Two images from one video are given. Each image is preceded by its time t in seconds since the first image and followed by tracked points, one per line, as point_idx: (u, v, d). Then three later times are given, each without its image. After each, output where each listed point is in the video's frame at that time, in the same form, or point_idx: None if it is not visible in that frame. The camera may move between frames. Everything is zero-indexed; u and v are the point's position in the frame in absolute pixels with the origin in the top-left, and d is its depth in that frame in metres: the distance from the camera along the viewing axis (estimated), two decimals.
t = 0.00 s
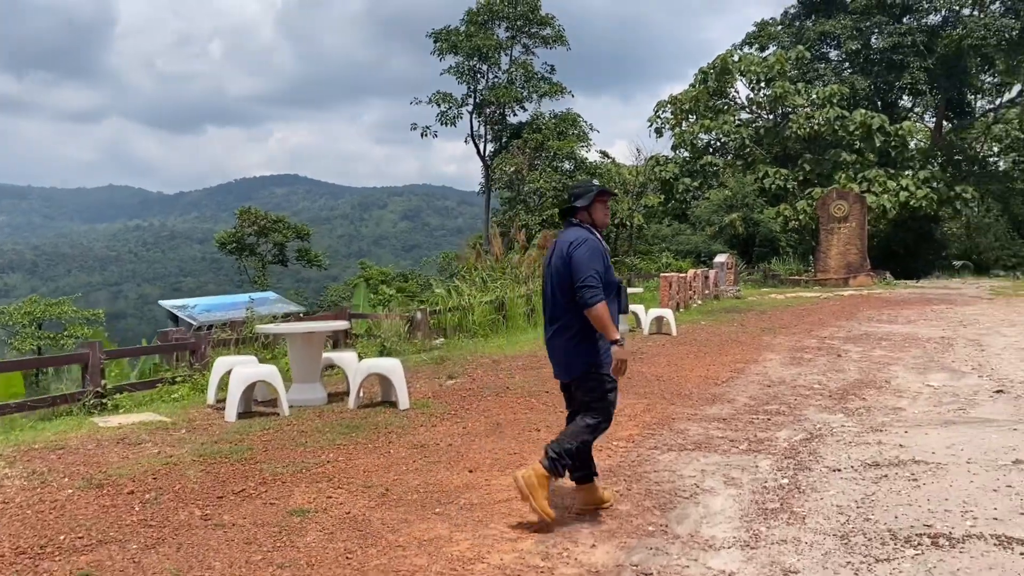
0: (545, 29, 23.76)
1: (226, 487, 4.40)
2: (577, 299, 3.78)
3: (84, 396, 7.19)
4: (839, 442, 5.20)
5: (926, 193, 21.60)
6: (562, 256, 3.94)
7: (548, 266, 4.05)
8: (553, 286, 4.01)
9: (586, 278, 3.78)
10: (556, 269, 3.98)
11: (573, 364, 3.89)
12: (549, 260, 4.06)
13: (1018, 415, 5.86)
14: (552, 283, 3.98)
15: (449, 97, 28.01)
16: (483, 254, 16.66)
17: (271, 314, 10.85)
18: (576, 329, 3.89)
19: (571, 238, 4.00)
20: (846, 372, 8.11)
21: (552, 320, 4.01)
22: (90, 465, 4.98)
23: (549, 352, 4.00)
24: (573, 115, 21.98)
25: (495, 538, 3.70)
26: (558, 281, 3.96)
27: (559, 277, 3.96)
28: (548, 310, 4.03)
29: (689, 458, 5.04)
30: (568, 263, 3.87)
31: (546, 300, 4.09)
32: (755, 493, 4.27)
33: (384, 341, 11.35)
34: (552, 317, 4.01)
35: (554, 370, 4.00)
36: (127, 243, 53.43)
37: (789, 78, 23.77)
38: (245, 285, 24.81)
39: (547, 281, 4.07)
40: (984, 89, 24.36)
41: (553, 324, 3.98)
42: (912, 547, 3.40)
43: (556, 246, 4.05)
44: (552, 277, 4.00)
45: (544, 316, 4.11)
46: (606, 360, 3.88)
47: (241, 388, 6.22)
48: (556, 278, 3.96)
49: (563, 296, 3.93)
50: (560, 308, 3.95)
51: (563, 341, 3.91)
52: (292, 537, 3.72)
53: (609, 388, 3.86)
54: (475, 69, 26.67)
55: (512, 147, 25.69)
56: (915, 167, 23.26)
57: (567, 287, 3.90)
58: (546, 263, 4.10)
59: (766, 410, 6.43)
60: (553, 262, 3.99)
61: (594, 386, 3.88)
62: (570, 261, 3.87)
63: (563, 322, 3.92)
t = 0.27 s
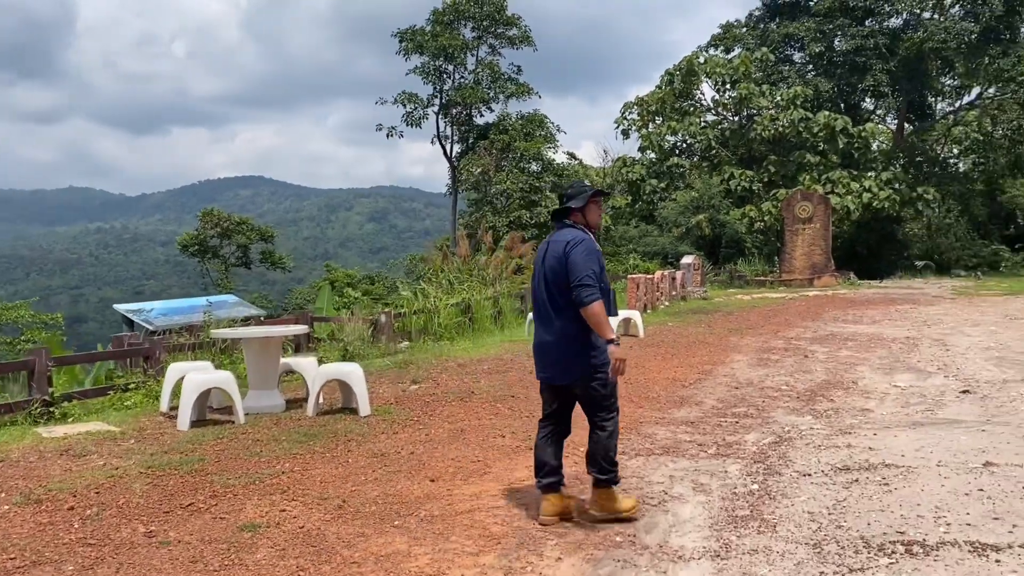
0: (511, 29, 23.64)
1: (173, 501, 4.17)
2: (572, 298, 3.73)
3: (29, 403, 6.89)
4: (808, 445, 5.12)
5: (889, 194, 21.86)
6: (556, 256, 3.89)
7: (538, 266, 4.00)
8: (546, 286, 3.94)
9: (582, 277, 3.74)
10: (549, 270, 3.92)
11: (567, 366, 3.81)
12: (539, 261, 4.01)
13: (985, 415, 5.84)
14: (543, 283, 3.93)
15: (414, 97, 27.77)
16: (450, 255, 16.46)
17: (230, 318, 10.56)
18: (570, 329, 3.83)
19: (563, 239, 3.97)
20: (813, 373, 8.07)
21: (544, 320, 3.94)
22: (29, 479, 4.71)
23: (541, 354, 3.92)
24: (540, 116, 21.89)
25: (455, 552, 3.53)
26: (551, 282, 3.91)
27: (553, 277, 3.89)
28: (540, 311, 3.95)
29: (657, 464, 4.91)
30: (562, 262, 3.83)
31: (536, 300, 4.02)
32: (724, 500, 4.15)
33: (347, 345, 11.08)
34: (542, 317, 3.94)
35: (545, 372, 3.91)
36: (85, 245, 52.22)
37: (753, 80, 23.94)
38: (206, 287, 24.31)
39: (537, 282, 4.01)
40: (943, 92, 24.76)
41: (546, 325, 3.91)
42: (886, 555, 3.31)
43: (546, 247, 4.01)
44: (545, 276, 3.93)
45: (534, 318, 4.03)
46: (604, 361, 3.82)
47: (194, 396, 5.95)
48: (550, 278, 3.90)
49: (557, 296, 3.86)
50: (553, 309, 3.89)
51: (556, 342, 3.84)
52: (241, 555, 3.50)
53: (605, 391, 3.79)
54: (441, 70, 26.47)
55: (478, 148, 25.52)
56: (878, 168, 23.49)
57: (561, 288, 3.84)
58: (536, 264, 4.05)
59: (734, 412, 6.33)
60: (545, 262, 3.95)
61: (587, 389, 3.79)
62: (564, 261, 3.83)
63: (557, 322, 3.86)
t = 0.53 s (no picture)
0: (480, 30, 23.49)
1: (122, 513, 3.96)
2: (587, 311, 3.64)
3: None
4: (781, 447, 5.03)
5: (855, 194, 22.07)
6: (566, 264, 3.78)
7: (543, 274, 3.87)
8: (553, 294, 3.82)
9: (598, 289, 3.65)
10: (558, 278, 3.80)
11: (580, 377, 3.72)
12: (542, 268, 3.87)
13: (956, 414, 5.81)
14: (550, 292, 3.80)
15: (383, 98, 27.52)
16: (419, 256, 16.26)
17: (192, 321, 10.29)
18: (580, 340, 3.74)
19: (568, 246, 3.86)
20: (784, 373, 8.01)
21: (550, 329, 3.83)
22: None
23: (547, 363, 3.81)
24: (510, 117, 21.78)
25: (419, 564, 3.38)
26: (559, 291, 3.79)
27: (563, 285, 3.78)
28: (546, 320, 3.83)
29: (628, 467, 4.78)
30: (573, 272, 3.72)
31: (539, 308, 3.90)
32: (697, 505, 4.04)
33: (313, 347, 10.83)
34: (549, 326, 3.83)
35: (551, 383, 3.81)
36: (47, 246, 51.08)
37: (722, 81, 24.05)
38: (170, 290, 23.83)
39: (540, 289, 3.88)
40: (908, 93, 25.05)
41: (554, 335, 3.80)
42: (863, 561, 3.21)
43: (549, 253, 3.87)
44: (554, 285, 3.81)
45: (537, 327, 3.90)
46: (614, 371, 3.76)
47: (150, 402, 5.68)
48: (559, 286, 3.78)
49: (568, 306, 3.75)
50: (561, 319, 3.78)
51: (564, 354, 3.74)
52: (192, 571, 3.31)
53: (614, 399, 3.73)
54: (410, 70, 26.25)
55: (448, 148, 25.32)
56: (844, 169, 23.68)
57: (574, 297, 3.73)
58: (538, 271, 3.91)
59: (706, 413, 6.23)
60: (551, 271, 3.82)
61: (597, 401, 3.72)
62: (577, 271, 3.72)
63: (566, 333, 3.76)
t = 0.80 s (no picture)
0: (454, 29, 23.26)
1: (65, 532, 3.72)
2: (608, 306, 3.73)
3: None
4: (758, 451, 4.90)
5: (827, 194, 22.20)
6: (587, 260, 3.80)
7: (552, 268, 3.87)
8: (567, 288, 3.82)
9: (619, 287, 3.77)
10: (576, 272, 3.80)
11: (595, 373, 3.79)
12: (551, 261, 3.88)
13: (932, 415, 5.73)
14: (562, 286, 3.82)
15: (355, 96, 27.20)
16: (391, 257, 16.01)
17: (156, 325, 9.97)
18: (590, 335, 3.81)
19: (581, 242, 3.88)
20: (760, 374, 7.92)
21: (557, 323, 3.84)
22: None
23: (552, 357, 3.82)
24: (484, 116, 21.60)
25: None
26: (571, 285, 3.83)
27: (582, 282, 3.80)
28: (558, 314, 3.83)
29: (602, 474, 4.62)
30: (593, 268, 3.79)
31: (542, 302, 3.89)
32: (672, 513, 3.89)
33: (280, 351, 10.59)
34: (556, 321, 3.84)
35: (554, 376, 3.83)
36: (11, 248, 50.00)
37: (695, 80, 24.07)
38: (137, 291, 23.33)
39: (548, 284, 3.87)
40: (879, 93, 25.22)
41: (567, 330, 3.81)
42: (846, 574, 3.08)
43: (558, 247, 3.89)
44: (570, 279, 3.81)
45: (543, 319, 3.87)
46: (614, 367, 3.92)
47: (102, 410, 5.37)
48: (578, 282, 3.80)
49: (586, 302, 3.80)
50: (572, 313, 3.81)
51: (575, 348, 3.78)
52: None
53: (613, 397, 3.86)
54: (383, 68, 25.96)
55: (421, 148, 25.07)
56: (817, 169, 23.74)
57: (594, 295, 3.79)
58: (543, 265, 3.90)
59: (681, 416, 6.09)
60: (567, 265, 3.83)
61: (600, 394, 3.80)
62: (602, 269, 3.78)
63: (577, 327, 3.81)
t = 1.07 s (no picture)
0: (434, 29, 23.07)
1: (16, 553, 3.51)
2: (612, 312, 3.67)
3: None
4: (742, 458, 4.77)
5: (808, 194, 22.23)
6: (589, 267, 3.72)
7: (551, 275, 3.74)
8: (568, 295, 3.70)
9: (619, 293, 3.72)
10: (577, 279, 3.71)
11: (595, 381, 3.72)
12: (549, 268, 3.75)
13: (918, 419, 5.64)
14: (563, 293, 3.71)
15: (335, 96, 26.93)
16: (371, 259, 15.79)
17: (127, 329, 9.70)
18: (590, 343, 3.73)
19: (578, 249, 3.79)
20: (743, 376, 7.82)
21: (557, 332, 3.72)
22: None
23: (552, 367, 3.69)
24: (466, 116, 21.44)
25: None
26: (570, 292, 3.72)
27: (584, 289, 3.70)
28: (558, 322, 3.71)
29: (583, 484, 4.47)
30: (594, 275, 3.71)
31: (539, 311, 3.75)
32: (655, 525, 3.75)
33: (256, 355, 10.35)
34: (556, 329, 3.71)
35: (553, 386, 3.71)
36: None
37: (676, 80, 24.00)
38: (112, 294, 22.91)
39: (546, 291, 3.74)
40: (858, 93, 25.27)
41: (568, 338, 3.70)
42: None
43: (555, 255, 3.78)
44: (572, 286, 3.70)
45: (542, 328, 3.73)
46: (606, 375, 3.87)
47: (63, 421, 5.11)
48: (581, 289, 3.70)
49: (588, 309, 3.72)
50: (572, 321, 3.71)
51: (576, 356, 3.68)
52: None
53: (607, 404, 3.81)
54: (362, 68, 25.72)
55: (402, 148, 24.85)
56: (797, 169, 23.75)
57: (596, 301, 3.72)
58: (541, 272, 3.77)
59: (663, 421, 5.96)
60: (567, 271, 3.72)
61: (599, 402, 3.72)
62: (604, 275, 3.71)
63: (577, 335, 3.71)
